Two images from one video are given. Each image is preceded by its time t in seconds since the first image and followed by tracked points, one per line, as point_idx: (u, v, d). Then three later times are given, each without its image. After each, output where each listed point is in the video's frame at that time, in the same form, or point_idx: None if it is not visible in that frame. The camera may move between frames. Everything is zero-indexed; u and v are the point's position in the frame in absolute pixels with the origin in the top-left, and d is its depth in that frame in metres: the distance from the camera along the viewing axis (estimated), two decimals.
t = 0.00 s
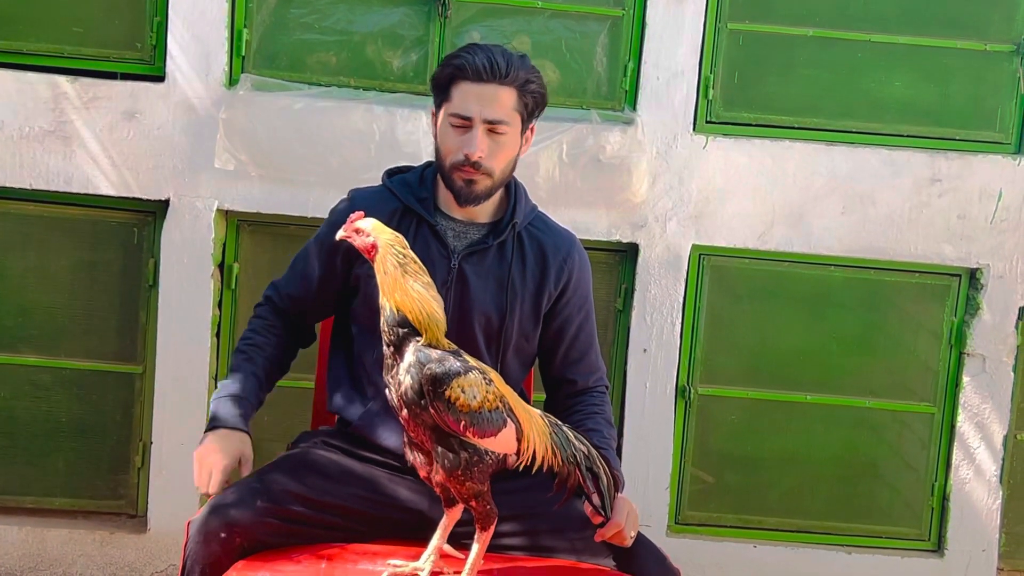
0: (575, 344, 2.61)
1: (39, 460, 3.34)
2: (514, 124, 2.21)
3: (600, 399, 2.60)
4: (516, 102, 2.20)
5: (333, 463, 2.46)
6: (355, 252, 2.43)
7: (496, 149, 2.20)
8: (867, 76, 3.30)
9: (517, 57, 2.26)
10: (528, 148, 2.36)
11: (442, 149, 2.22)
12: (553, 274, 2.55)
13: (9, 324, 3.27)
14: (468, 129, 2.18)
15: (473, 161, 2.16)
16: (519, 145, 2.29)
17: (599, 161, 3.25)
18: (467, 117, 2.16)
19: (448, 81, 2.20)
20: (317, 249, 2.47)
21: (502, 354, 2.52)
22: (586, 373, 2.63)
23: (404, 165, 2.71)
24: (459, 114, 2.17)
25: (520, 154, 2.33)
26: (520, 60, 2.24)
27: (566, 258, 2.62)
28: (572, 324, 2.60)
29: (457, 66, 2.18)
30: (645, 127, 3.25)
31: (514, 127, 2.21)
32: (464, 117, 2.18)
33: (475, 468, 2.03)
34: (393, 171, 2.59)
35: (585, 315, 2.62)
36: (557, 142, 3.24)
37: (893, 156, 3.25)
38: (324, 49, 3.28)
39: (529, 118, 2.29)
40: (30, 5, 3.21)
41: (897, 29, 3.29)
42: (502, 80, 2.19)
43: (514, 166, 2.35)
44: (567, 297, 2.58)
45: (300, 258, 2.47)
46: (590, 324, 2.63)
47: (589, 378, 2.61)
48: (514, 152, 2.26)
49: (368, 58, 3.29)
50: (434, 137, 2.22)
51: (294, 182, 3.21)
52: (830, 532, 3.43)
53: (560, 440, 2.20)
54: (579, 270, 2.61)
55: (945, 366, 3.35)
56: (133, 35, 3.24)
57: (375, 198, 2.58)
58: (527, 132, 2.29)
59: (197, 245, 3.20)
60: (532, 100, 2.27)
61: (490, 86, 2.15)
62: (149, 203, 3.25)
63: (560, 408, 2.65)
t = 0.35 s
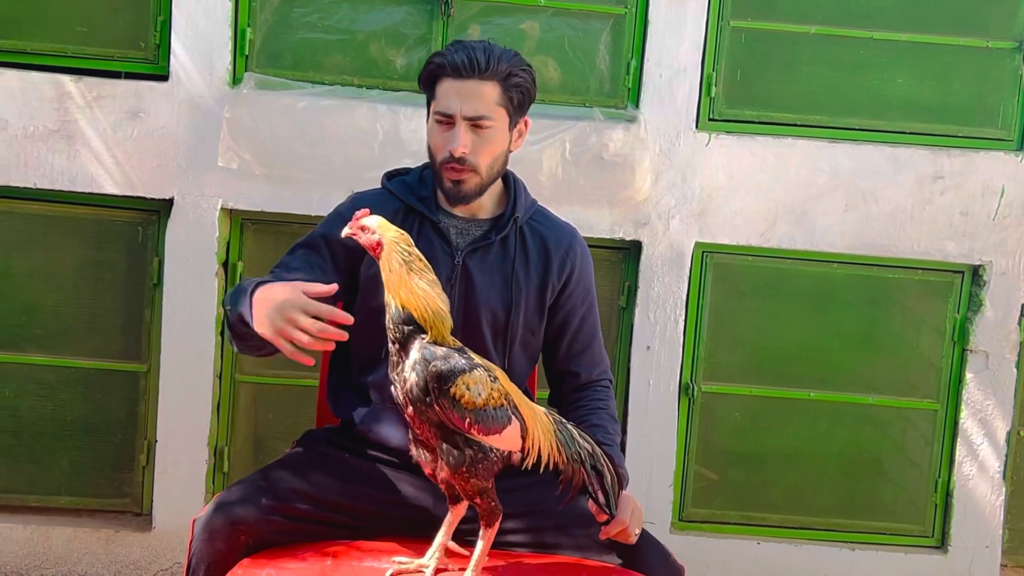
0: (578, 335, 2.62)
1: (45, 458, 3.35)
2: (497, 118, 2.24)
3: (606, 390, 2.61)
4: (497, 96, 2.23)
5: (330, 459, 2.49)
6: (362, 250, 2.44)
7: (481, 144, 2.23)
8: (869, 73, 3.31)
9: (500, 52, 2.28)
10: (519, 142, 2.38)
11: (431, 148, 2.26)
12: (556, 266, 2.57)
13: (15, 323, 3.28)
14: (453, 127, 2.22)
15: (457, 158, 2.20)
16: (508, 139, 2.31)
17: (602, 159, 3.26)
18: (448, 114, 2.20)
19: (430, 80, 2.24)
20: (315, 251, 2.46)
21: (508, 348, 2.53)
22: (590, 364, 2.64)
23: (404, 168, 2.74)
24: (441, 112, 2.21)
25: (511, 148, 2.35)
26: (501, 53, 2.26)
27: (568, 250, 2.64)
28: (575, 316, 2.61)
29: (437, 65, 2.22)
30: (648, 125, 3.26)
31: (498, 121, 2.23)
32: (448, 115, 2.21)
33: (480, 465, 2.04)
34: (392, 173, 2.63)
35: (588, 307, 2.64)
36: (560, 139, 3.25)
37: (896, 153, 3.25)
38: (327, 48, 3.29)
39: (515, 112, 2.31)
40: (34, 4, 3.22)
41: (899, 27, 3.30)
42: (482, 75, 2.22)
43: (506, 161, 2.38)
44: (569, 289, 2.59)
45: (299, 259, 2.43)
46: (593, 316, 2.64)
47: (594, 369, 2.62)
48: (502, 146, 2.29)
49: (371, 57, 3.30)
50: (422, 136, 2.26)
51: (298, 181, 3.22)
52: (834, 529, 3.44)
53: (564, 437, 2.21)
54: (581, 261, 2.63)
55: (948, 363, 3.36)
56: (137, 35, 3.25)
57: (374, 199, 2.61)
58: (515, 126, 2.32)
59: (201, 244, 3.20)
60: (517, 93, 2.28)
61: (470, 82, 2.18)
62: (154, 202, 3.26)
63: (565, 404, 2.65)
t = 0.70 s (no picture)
0: (591, 334, 2.62)
1: (57, 460, 3.35)
2: (510, 111, 2.28)
3: (619, 389, 2.61)
4: (508, 89, 2.27)
5: (343, 459, 2.52)
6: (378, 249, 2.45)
7: (498, 138, 2.27)
8: (879, 71, 3.31)
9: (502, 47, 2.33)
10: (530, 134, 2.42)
11: (447, 148, 2.30)
12: (567, 265, 2.57)
13: (27, 325, 3.29)
14: (468, 125, 2.26)
15: (478, 154, 2.24)
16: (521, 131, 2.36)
17: (611, 158, 3.26)
18: (463, 112, 2.24)
19: (439, 81, 2.27)
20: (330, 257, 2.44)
21: (521, 349, 2.53)
22: (603, 363, 2.64)
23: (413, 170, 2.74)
24: (456, 112, 2.25)
25: (523, 140, 2.40)
26: (504, 47, 2.30)
27: (579, 249, 2.64)
28: (588, 314, 2.61)
29: (445, 65, 2.26)
30: (657, 123, 3.26)
31: (511, 113, 2.28)
32: (461, 114, 2.25)
33: (493, 464, 2.04)
34: (400, 176, 2.67)
35: (600, 305, 2.63)
36: (570, 139, 3.25)
37: (905, 150, 3.25)
38: (337, 49, 3.30)
39: (525, 104, 2.35)
40: (45, 7, 3.23)
41: (907, 24, 3.30)
42: (491, 70, 2.26)
43: (520, 153, 2.42)
44: (581, 287, 2.59)
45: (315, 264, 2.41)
46: (605, 313, 2.64)
47: (607, 367, 2.62)
48: (517, 139, 2.33)
49: (381, 57, 3.30)
50: (437, 138, 2.29)
51: (309, 181, 3.22)
52: (845, 526, 3.44)
53: (576, 437, 2.21)
54: (593, 259, 2.63)
55: (959, 360, 3.36)
56: (147, 36, 3.25)
57: (385, 203, 2.61)
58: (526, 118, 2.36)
59: (212, 245, 3.21)
60: (525, 84, 2.33)
61: (481, 78, 2.22)
62: (165, 203, 3.26)
63: (577, 403, 2.66)
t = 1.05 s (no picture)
0: (603, 334, 2.62)
1: (71, 463, 3.36)
2: (520, 106, 2.29)
3: (632, 389, 2.61)
4: (518, 84, 2.28)
5: (354, 460, 2.53)
6: (393, 256, 2.46)
7: (509, 132, 2.27)
8: (890, 67, 3.30)
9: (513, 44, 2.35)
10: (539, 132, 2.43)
11: (457, 143, 2.30)
12: (580, 265, 2.57)
13: (40, 329, 3.30)
14: (478, 119, 2.26)
15: (488, 148, 2.24)
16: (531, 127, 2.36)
17: (622, 157, 3.26)
18: (473, 106, 2.24)
19: (450, 76, 2.28)
20: (344, 264, 2.45)
21: (536, 351, 2.53)
22: (617, 363, 2.64)
23: (420, 172, 2.73)
24: (466, 106, 2.25)
25: (533, 137, 2.40)
26: (513, 42, 2.32)
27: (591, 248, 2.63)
28: (601, 314, 2.61)
29: (455, 60, 2.27)
30: (668, 122, 3.26)
31: (521, 108, 2.28)
32: (471, 108, 2.26)
33: (508, 465, 2.03)
34: (410, 179, 2.66)
35: (613, 305, 2.63)
36: (581, 138, 3.25)
37: (918, 147, 3.24)
38: (347, 50, 3.30)
39: (534, 100, 2.36)
40: (55, 11, 3.24)
41: (919, 19, 3.28)
42: (501, 65, 2.27)
43: (529, 151, 2.42)
44: (594, 288, 2.59)
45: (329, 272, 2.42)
46: (618, 313, 2.63)
47: (620, 367, 2.62)
48: (527, 135, 2.33)
49: (391, 58, 3.30)
50: (447, 133, 2.29)
51: (320, 183, 3.22)
52: (859, 524, 3.43)
53: (591, 438, 2.21)
54: (604, 259, 2.62)
55: (973, 357, 3.34)
56: (158, 40, 3.26)
57: (395, 207, 2.60)
58: (536, 115, 2.37)
59: (224, 247, 3.21)
60: (535, 80, 2.34)
61: (491, 72, 2.23)
62: (177, 207, 3.27)
63: (590, 402, 2.65)
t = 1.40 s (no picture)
0: (623, 334, 2.61)
1: (92, 468, 3.37)
2: (539, 105, 2.28)
3: (652, 389, 2.59)
4: (536, 83, 2.28)
5: (372, 464, 2.53)
6: (410, 258, 2.46)
7: (527, 131, 2.26)
8: (908, 61, 3.27)
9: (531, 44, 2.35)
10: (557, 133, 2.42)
11: (476, 143, 2.29)
12: (598, 266, 2.56)
13: (59, 334, 3.31)
14: (497, 117, 2.25)
15: (507, 146, 2.23)
16: (549, 127, 2.36)
17: (639, 156, 3.25)
18: (492, 104, 2.24)
19: (468, 75, 2.28)
20: (360, 266, 2.45)
21: (555, 352, 2.52)
22: (636, 363, 2.62)
23: (436, 174, 2.71)
24: (485, 104, 2.24)
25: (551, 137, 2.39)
26: (532, 42, 2.32)
27: (610, 249, 2.62)
28: (619, 315, 2.60)
29: (475, 59, 2.27)
30: (685, 119, 3.24)
31: (540, 107, 2.28)
32: (491, 106, 2.25)
33: (528, 468, 2.02)
34: (427, 180, 2.64)
35: (632, 306, 2.62)
36: (597, 137, 3.24)
37: (936, 141, 3.22)
38: (362, 52, 3.29)
39: (553, 100, 2.35)
40: (70, 17, 3.24)
41: (936, 14, 3.26)
42: (520, 64, 2.27)
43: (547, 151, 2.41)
44: (613, 289, 2.58)
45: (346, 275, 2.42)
46: (637, 314, 2.62)
47: (640, 367, 2.60)
48: (545, 134, 2.33)
49: (406, 60, 3.30)
50: (465, 132, 2.28)
51: (337, 186, 3.22)
52: (880, 522, 3.41)
53: (611, 440, 2.19)
54: (623, 259, 2.61)
55: (995, 353, 3.32)
56: (173, 44, 3.26)
57: (411, 208, 2.59)
58: (554, 115, 2.36)
59: (242, 251, 3.21)
60: (553, 80, 2.34)
61: (510, 70, 2.23)
62: (194, 211, 3.27)
63: (610, 402, 2.64)
